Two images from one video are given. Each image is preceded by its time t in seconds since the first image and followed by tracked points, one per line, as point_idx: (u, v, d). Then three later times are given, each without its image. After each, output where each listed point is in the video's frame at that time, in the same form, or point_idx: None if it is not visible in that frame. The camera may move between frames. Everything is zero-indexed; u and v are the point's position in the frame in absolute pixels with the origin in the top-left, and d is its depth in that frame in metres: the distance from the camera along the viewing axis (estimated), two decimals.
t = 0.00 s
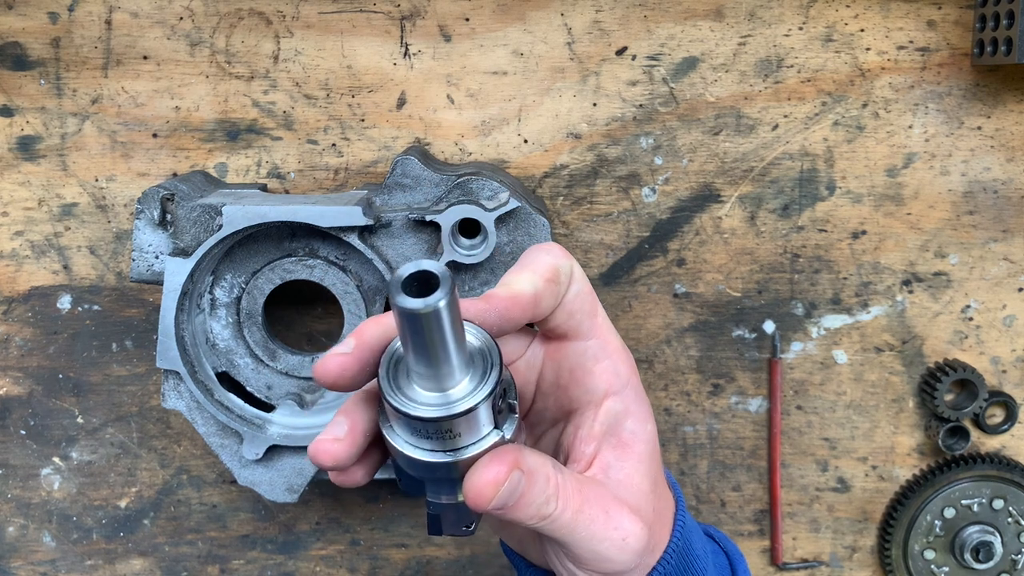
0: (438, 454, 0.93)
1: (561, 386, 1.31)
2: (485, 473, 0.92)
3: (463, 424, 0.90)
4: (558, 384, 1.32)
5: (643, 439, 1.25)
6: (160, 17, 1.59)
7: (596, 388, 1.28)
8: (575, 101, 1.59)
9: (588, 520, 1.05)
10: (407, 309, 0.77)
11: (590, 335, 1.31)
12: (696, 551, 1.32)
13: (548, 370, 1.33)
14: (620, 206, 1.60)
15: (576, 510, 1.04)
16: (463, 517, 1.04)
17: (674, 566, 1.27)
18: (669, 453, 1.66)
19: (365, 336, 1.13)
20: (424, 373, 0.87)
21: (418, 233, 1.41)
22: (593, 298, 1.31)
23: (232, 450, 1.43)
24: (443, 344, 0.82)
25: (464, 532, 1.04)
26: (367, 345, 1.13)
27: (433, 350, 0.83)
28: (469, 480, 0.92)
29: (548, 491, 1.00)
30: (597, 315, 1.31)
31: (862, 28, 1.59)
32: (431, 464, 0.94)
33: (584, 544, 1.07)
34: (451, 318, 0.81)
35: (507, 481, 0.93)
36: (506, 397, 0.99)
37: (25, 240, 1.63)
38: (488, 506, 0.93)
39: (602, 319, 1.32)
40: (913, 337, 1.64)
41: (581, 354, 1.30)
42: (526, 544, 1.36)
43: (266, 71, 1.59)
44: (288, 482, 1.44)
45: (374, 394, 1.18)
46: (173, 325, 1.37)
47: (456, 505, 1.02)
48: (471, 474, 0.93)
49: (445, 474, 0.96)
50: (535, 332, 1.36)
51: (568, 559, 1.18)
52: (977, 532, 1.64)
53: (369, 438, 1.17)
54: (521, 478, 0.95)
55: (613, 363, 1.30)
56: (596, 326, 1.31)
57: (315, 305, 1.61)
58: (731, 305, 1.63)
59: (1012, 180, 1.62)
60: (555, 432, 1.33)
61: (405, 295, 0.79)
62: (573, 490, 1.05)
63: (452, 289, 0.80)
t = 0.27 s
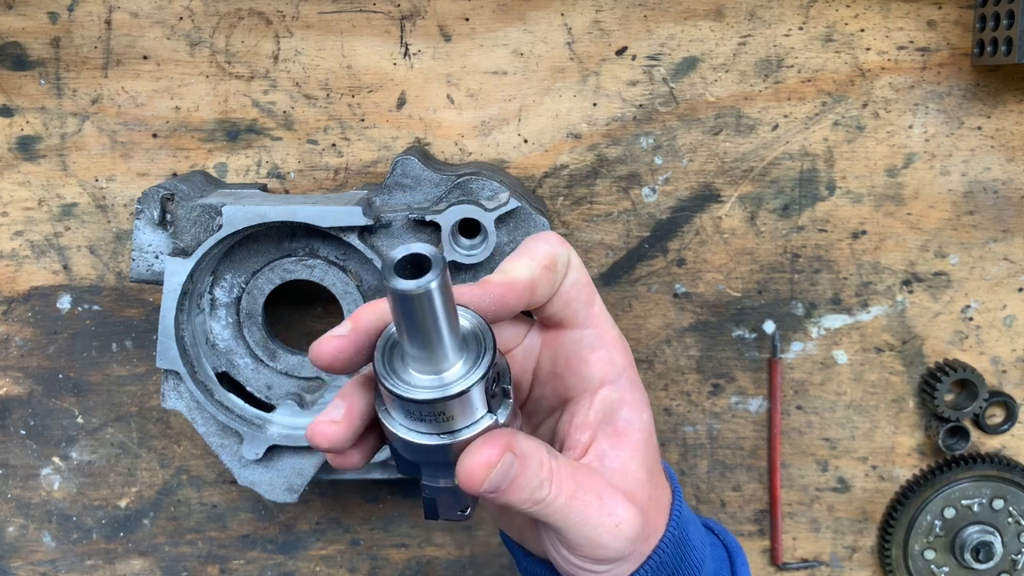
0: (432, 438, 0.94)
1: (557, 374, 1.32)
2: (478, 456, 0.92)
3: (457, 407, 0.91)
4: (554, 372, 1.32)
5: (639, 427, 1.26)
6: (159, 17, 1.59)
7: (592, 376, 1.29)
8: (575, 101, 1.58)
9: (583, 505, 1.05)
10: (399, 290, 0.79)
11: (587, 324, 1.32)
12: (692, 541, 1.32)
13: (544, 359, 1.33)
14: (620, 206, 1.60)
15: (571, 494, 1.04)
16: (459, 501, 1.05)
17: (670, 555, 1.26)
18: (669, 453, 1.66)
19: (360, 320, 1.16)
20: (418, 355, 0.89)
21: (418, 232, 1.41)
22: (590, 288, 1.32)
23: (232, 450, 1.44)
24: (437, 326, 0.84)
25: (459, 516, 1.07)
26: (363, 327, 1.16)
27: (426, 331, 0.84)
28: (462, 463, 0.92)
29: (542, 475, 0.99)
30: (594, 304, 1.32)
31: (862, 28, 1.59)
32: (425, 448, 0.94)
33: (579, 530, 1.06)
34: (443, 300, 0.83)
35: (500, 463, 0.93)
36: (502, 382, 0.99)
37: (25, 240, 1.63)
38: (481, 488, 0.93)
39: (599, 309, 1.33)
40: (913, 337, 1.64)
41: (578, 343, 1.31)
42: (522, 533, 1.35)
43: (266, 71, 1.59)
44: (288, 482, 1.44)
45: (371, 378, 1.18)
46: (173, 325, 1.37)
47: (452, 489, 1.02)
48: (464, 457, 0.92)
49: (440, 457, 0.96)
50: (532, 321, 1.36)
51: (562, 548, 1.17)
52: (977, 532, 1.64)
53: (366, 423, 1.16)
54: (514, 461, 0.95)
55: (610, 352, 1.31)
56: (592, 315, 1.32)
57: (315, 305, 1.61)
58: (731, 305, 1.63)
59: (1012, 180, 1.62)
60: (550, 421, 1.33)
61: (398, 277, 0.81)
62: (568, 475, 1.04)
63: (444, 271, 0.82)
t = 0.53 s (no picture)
0: (421, 429, 0.94)
1: (547, 367, 1.32)
2: (468, 446, 0.92)
3: (446, 398, 0.91)
4: (544, 365, 1.32)
5: (629, 419, 1.26)
6: (160, 17, 1.59)
7: (581, 368, 1.29)
8: (575, 101, 1.58)
9: (572, 497, 1.05)
10: (386, 279, 0.79)
11: (577, 317, 1.31)
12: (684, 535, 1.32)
13: (534, 352, 1.33)
14: (620, 206, 1.60)
15: (561, 485, 1.04)
16: (450, 493, 1.06)
17: (662, 549, 1.26)
18: (669, 453, 1.66)
19: (349, 311, 1.16)
20: (406, 346, 0.89)
21: (418, 232, 1.41)
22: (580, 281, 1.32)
23: (232, 450, 1.44)
24: (423, 317, 0.84)
25: (450, 508, 1.08)
26: (351, 319, 1.16)
27: (413, 322, 0.85)
28: (451, 454, 0.92)
29: (532, 466, 0.99)
30: (584, 296, 1.31)
31: (862, 28, 1.59)
32: (415, 439, 0.94)
33: (569, 521, 1.07)
34: (430, 291, 0.83)
35: (490, 454, 0.93)
36: (491, 373, 0.99)
37: (25, 240, 1.63)
38: (470, 478, 0.93)
39: (589, 301, 1.33)
40: (913, 337, 1.64)
41: (567, 335, 1.31)
42: (513, 527, 1.35)
43: (266, 71, 1.59)
44: (288, 482, 1.44)
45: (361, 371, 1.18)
46: (173, 325, 1.37)
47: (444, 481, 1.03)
48: (453, 447, 0.93)
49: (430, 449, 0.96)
50: (523, 314, 1.36)
51: (552, 539, 1.17)
52: (977, 532, 1.64)
53: (355, 416, 1.16)
54: (504, 452, 0.95)
55: (599, 344, 1.31)
56: (582, 308, 1.32)
57: (315, 305, 1.61)
58: (731, 305, 1.63)
59: (1012, 180, 1.62)
60: (541, 414, 1.34)
61: (385, 267, 0.81)
62: (557, 466, 1.04)
63: (430, 261, 0.82)
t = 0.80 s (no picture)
0: (417, 432, 0.94)
1: (546, 368, 1.32)
2: (464, 450, 0.92)
3: (441, 401, 0.91)
4: (542, 367, 1.32)
5: (628, 421, 1.26)
6: (159, 17, 1.59)
7: (580, 370, 1.29)
8: (575, 101, 1.58)
9: (570, 499, 1.05)
10: (381, 282, 0.79)
11: (575, 318, 1.31)
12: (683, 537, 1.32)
13: (532, 353, 1.33)
14: (620, 206, 1.60)
15: (559, 488, 1.04)
16: (446, 496, 1.07)
17: (662, 550, 1.26)
18: (669, 453, 1.65)
19: (344, 313, 1.16)
20: (401, 349, 0.89)
21: (418, 232, 1.41)
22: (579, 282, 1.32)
23: (232, 450, 1.44)
24: (418, 319, 0.84)
25: (447, 511, 1.09)
26: (346, 321, 1.16)
27: (408, 324, 0.84)
28: (447, 458, 0.92)
29: (529, 469, 0.99)
30: (582, 298, 1.31)
31: (862, 28, 1.59)
32: (411, 442, 0.95)
33: (567, 524, 1.06)
34: (425, 292, 0.83)
35: (486, 457, 0.93)
36: (487, 375, 0.99)
37: (25, 240, 1.63)
38: (466, 482, 0.93)
39: (588, 303, 1.33)
40: (913, 337, 1.64)
41: (566, 337, 1.31)
42: (510, 530, 1.35)
43: (266, 71, 1.59)
44: (288, 482, 1.44)
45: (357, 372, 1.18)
46: (173, 325, 1.37)
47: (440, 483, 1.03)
48: (449, 451, 0.92)
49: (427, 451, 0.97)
50: (521, 315, 1.36)
51: (550, 542, 1.16)
52: (977, 532, 1.64)
53: (351, 418, 1.16)
54: (501, 455, 0.95)
55: (598, 346, 1.31)
56: (580, 309, 1.32)
57: (315, 305, 1.61)
58: (731, 305, 1.63)
59: (1012, 180, 1.62)
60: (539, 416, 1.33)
61: (379, 270, 0.81)
62: (555, 469, 1.04)
63: (424, 263, 0.82)
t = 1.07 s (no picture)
0: (420, 432, 0.94)
1: (549, 368, 1.32)
2: (468, 450, 0.92)
3: (445, 401, 0.91)
4: (546, 367, 1.32)
5: (632, 422, 1.26)
6: (159, 17, 1.59)
7: (583, 371, 1.29)
8: (575, 101, 1.58)
9: (574, 500, 1.05)
10: (385, 282, 0.79)
11: (579, 319, 1.31)
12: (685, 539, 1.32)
13: (536, 353, 1.33)
14: (620, 206, 1.60)
15: (563, 488, 1.04)
16: (449, 497, 1.06)
17: (664, 552, 1.26)
18: (669, 453, 1.65)
19: (348, 312, 1.16)
20: (405, 349, 0.89)
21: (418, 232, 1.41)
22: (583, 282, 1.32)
23: (232, 450, 1.44)
24: (422, 318, 0.84)
25: (450, 511, 1.08)
26: (350, 320, 1.16)
27: (412, 324, 0.84)
28: (451, 458, 0.92)
29: (533, 470, 0.99)
30: (587, 298, 1.31)
31: (862, 28, 1.59)
32: (414, 442, 0.95)
33: (571, 525, 1.07)
34: (429, 292, 0.83)
35: (489, 457, 0.93)
36: (491, 376, 0.99)
37: (25, 240, 1.63)
38: (470, 482, 0.93)
39: (592, 303, 1.32)
40: (913, 337, 1.64)
41: (570, 337, 1.31)
42: (513, 531, 1.35)
43: (266, 71, 1.59)
44: (288, 482, 1.44)
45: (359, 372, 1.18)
46: (173, 325, 1.37)
47: (443, 483, 1.03)
48: (453, 451, 0.93)
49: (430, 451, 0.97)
50: (525, 315, 1.36)
51: (553, 544, 1.16)
52: (977, 532, 1.64)
53: (354, 417, 1.16)
54: (505, 455, 0.95)
55: (601, 347, 1.31)
56: (584, 310, 1.32)
57: (315, 305, 1.61)
58: (731, 305, 1.63)
59: (1012, 180, 1.62)
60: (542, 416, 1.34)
61: (383, 269, 0.81)
62: (559, 470, 1.04)
63: (428, 263, 0.81)
